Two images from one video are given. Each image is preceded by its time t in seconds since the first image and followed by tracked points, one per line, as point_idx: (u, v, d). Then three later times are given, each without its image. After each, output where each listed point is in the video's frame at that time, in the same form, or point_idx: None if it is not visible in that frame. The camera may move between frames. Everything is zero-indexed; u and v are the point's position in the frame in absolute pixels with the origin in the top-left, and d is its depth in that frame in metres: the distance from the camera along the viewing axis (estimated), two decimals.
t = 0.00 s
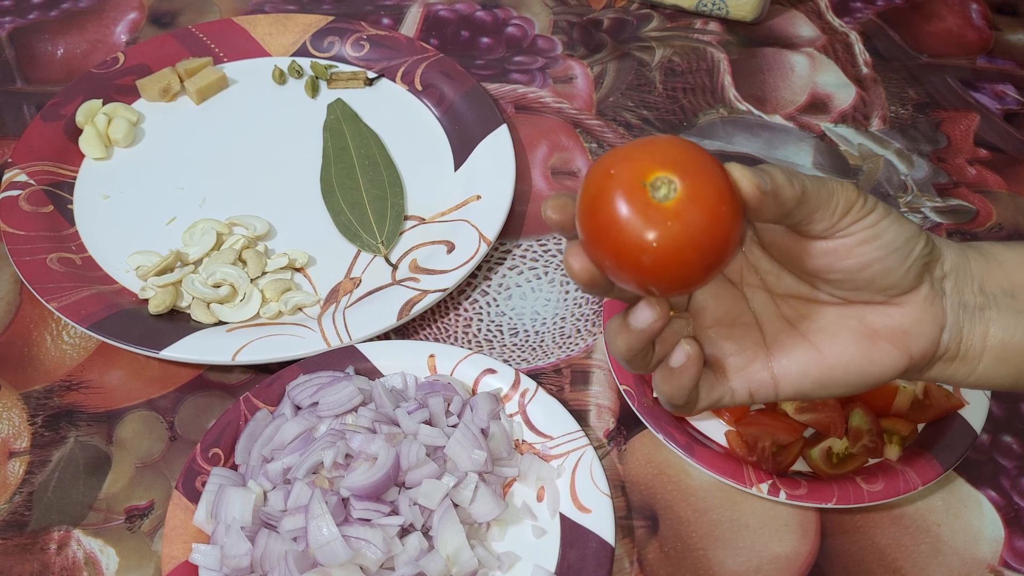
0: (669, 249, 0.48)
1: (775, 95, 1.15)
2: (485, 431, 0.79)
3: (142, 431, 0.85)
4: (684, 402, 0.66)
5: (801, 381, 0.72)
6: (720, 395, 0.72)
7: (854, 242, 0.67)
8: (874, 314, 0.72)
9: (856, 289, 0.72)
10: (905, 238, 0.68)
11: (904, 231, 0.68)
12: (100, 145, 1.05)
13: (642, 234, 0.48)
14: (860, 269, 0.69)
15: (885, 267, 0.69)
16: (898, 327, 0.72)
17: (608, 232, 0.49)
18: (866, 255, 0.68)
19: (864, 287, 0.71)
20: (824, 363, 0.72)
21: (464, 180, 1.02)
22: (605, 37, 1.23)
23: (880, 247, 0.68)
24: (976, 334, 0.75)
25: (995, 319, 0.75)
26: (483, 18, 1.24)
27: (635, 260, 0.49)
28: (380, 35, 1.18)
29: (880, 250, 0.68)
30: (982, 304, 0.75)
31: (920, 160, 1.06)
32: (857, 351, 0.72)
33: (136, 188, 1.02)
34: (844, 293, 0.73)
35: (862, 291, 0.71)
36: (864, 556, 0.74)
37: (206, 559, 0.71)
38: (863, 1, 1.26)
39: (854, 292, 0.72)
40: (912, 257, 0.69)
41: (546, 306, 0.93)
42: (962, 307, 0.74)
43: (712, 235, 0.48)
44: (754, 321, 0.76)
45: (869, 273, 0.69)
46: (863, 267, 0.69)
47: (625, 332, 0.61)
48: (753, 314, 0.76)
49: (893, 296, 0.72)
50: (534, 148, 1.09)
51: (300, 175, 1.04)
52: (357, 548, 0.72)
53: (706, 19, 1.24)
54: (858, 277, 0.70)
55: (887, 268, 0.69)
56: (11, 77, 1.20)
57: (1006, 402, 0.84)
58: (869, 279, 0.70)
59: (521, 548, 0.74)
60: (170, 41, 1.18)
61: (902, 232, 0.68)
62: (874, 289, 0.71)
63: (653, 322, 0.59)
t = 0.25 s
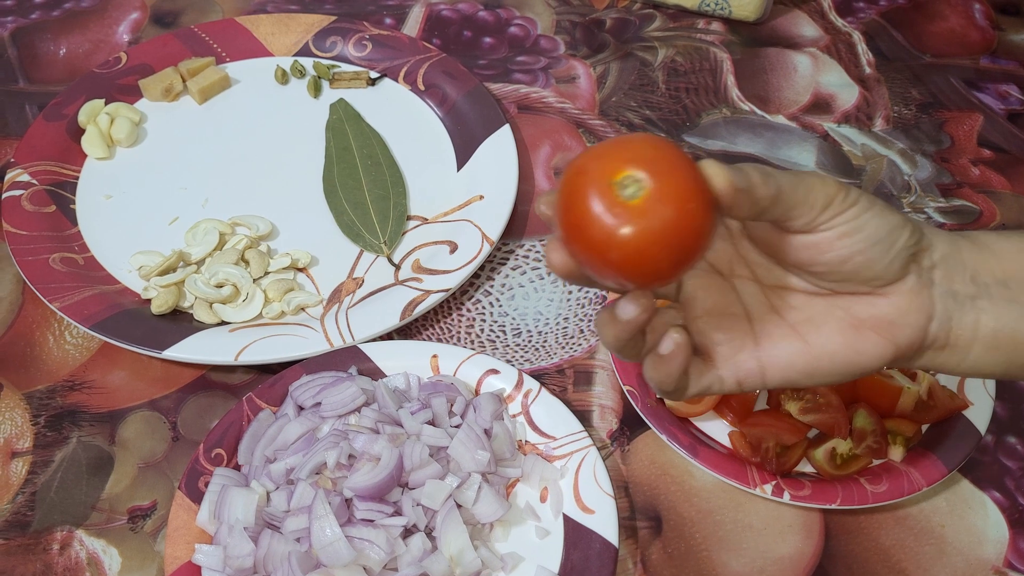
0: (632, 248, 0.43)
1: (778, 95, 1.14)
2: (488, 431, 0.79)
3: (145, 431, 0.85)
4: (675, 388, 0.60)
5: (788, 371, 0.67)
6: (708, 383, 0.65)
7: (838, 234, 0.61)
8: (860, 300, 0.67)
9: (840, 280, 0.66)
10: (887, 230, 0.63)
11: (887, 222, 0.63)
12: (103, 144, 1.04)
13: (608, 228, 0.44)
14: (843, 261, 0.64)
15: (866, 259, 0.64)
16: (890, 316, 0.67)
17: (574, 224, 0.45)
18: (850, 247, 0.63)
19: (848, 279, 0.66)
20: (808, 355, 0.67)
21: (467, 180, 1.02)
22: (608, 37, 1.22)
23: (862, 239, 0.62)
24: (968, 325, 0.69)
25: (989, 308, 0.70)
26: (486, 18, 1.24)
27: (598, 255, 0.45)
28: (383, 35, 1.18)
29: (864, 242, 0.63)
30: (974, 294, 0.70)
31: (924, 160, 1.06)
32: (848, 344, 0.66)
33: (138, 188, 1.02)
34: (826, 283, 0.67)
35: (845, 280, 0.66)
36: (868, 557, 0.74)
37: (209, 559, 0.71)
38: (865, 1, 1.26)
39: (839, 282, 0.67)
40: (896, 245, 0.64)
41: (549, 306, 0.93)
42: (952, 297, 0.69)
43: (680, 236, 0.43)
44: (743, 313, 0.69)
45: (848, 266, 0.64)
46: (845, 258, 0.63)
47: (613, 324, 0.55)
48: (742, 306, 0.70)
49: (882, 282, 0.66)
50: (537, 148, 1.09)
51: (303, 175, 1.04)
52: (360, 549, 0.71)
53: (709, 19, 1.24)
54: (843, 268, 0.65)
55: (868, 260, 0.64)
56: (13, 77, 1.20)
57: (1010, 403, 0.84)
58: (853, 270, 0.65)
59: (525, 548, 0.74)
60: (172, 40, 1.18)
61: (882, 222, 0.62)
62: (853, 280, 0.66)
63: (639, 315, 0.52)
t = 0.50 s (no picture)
0: (544, 225, 0.49)
1: (780, 95, 1.14)
2: (491, 431, 0.79)
3: (147, 430, 0.85)
4: (614, 360, 0.67)
5: (726, 345, 0.71)
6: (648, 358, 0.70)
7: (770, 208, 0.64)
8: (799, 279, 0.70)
9: (776, 258, 0.69)
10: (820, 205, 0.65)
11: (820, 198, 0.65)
12: (105, 144, 1.04)
13: (526, 209, 0.49)
14: (776, 239, 0.66)
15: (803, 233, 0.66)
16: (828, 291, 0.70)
17: (495, 206, 0.50)
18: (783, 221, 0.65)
19: (783, 256, 0.69)
20: (750, 329, 0.70)
21: (469, 179, 1.02)
22: (610, 36, 1.22)
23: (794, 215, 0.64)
24: (909, 298, 0.72)
25: (929, 282, 0.72)
26: (488, 18, 1.24)
27: (515, 233, 0.50)
28: (385, 34, 1.18)
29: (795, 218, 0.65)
30: (915, 268, 0.72)
31: (926, 160, 1.06)
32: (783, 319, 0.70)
33: (140, 187, 1.02)
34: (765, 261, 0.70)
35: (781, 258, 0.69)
36: (872, 556, 0.74)
37: (212, 558, 0.71)
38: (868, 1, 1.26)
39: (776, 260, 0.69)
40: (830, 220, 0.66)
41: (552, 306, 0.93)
42: (893, 272, 0.71)
43: (584, 214, 0.48)
44: (685, 285, 0.73)
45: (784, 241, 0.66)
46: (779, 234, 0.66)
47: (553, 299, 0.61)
48: (684, 279, 0.74)
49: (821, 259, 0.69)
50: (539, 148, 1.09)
51: (305, 174, 1.04)
52: (363, 548, 0.71)
53: (711, 19, 1.24)
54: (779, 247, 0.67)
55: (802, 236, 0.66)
56: (16, 76, 1.20)
57: (1014, 403, 0.83)
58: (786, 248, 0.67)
59: (528, 548, 0.74)
60: (175, 40, 1.18)
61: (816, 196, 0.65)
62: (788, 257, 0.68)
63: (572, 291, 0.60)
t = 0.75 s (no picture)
0: (552, 216, 0.49)
1: (782, 95, 1.15)
2: (494, 429, 0.79)
3: (152, 429, 0.85)
4: (622, 351, 0.67)
5: (735, 336, 0.72)
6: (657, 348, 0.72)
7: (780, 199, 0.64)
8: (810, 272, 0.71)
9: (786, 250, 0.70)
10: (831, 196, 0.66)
11: (830, 189, 0.65)
12: (109, 143, 1.05)
13: (533, 199, 0.50)
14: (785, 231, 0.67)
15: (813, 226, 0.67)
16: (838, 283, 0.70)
17: (501, 195, 0.51)
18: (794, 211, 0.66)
19: (792, 247, 0.70)
20: (758, 320, 0.71)
21: (472, 178, 1.02)
22: (612, 36, 1.23)
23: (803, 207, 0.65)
24: (919, 291, 0.72)
25: (941, 275, 0.73)
26: (491, 18, 1.24)
27: (522, 223, 0.51)
28: (388, 34, 1.18)
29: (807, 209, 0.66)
30: (926, 260, 0.72)
31: (928, 159, 1.06)
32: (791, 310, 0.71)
33: (144, 186, 1.03)
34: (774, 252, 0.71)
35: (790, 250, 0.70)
36: (875, 555, 0.74)
37: (217, 556, 0.71)
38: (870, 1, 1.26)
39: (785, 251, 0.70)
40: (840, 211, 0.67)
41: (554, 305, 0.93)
42: (904, 264, 0.71)
43: (592, 204, 0.49)
44: (694, 276, 0.75)
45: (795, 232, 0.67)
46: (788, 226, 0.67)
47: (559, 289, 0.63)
48: (693, 270, 0.75)
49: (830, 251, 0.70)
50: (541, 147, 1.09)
51: (308, 174, 1.04)
52: (368, 546, 0.72)
53: (714, 19, 1.24)
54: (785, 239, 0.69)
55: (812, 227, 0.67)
56: (20, 76, 1.21)
57: (1016, 402, 0.84)
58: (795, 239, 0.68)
59: (532, 546, 0.74)
60: (178, 40, 1.19)
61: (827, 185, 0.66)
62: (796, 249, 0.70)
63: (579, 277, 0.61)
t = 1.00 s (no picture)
0: (595, 223, 0.49)
1: (783, 95, 1.15)
2: (496, 427, 0.80)
3: (155, 427, 0.86)
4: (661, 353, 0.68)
5: (774, 335, 0.73)
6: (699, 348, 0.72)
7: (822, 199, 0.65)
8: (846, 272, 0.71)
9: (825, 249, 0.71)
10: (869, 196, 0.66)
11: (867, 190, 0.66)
12: (113, 143, 1.05)
13: (574, 207, 0.50)
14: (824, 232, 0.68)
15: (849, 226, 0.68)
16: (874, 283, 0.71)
17: (542, 203, 0.52)
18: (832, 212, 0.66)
19: (831, 247, 0.70)
20: (795, 320, 0.72)
21: (474, 178, 1.02)
22: (613, 37, 1.23)
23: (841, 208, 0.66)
24: (956, 289, 0.73)
25: (978, 273, 0.73)
26: (493, 18, 1.25)
27: (562, 232, 0.51)
28: (390, 35, 1.19)
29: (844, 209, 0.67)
30: (964, 259, 0.73)
31: (928, 159, 1.07)
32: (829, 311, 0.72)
33: (148, 186, 1.03)
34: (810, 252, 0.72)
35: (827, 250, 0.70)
36: (876, 552, 0.75)
37: (220, 553, 0.72)
38: (870, 2, 1.27)
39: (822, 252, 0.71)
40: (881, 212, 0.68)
41: (556, 305, 0.94)
42: (940, 263, 0.72)
43: (633, 210, 0.49)
44: (731, 277, 0.76)
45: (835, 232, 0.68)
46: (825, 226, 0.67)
47: (601, 292, 0.64)
48: (730, 271, 0.76)
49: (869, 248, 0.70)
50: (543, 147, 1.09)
51: (310, 173, 1.04)
52: (370, 543, 0.72)
53: (715, 19, 1.25)
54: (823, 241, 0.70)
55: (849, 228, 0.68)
56: (24, 76, 1.21)
57: (1016, 401, 0.84)
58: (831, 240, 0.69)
59: (533, 543, 0.74)
60: (182, 40, 1.19)
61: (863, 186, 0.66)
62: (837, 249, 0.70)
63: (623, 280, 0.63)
